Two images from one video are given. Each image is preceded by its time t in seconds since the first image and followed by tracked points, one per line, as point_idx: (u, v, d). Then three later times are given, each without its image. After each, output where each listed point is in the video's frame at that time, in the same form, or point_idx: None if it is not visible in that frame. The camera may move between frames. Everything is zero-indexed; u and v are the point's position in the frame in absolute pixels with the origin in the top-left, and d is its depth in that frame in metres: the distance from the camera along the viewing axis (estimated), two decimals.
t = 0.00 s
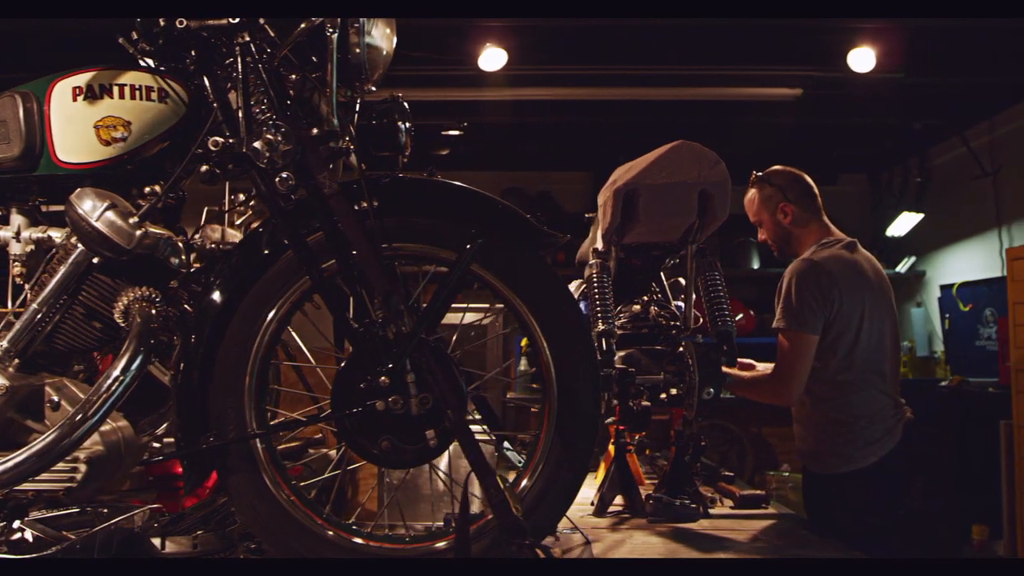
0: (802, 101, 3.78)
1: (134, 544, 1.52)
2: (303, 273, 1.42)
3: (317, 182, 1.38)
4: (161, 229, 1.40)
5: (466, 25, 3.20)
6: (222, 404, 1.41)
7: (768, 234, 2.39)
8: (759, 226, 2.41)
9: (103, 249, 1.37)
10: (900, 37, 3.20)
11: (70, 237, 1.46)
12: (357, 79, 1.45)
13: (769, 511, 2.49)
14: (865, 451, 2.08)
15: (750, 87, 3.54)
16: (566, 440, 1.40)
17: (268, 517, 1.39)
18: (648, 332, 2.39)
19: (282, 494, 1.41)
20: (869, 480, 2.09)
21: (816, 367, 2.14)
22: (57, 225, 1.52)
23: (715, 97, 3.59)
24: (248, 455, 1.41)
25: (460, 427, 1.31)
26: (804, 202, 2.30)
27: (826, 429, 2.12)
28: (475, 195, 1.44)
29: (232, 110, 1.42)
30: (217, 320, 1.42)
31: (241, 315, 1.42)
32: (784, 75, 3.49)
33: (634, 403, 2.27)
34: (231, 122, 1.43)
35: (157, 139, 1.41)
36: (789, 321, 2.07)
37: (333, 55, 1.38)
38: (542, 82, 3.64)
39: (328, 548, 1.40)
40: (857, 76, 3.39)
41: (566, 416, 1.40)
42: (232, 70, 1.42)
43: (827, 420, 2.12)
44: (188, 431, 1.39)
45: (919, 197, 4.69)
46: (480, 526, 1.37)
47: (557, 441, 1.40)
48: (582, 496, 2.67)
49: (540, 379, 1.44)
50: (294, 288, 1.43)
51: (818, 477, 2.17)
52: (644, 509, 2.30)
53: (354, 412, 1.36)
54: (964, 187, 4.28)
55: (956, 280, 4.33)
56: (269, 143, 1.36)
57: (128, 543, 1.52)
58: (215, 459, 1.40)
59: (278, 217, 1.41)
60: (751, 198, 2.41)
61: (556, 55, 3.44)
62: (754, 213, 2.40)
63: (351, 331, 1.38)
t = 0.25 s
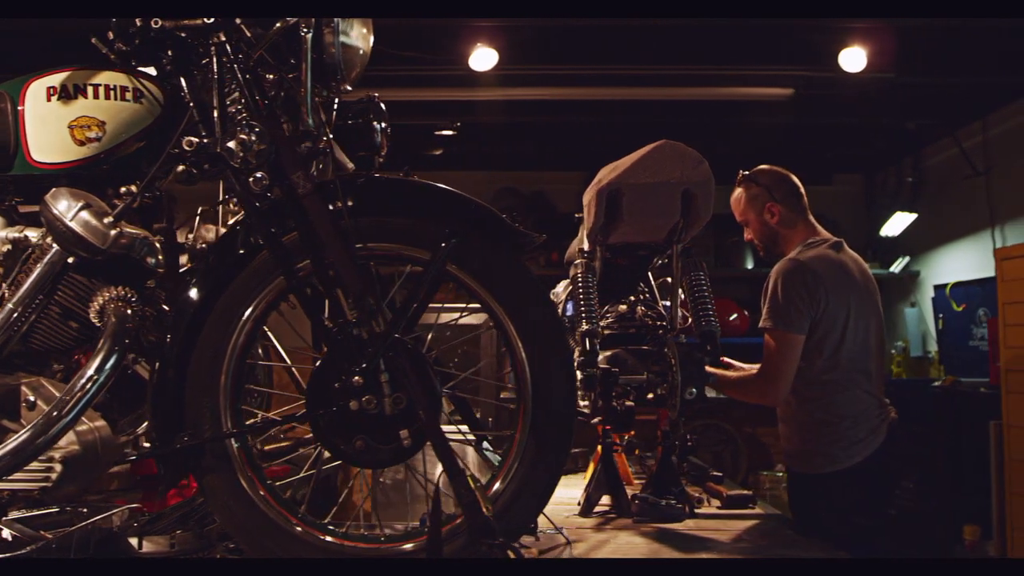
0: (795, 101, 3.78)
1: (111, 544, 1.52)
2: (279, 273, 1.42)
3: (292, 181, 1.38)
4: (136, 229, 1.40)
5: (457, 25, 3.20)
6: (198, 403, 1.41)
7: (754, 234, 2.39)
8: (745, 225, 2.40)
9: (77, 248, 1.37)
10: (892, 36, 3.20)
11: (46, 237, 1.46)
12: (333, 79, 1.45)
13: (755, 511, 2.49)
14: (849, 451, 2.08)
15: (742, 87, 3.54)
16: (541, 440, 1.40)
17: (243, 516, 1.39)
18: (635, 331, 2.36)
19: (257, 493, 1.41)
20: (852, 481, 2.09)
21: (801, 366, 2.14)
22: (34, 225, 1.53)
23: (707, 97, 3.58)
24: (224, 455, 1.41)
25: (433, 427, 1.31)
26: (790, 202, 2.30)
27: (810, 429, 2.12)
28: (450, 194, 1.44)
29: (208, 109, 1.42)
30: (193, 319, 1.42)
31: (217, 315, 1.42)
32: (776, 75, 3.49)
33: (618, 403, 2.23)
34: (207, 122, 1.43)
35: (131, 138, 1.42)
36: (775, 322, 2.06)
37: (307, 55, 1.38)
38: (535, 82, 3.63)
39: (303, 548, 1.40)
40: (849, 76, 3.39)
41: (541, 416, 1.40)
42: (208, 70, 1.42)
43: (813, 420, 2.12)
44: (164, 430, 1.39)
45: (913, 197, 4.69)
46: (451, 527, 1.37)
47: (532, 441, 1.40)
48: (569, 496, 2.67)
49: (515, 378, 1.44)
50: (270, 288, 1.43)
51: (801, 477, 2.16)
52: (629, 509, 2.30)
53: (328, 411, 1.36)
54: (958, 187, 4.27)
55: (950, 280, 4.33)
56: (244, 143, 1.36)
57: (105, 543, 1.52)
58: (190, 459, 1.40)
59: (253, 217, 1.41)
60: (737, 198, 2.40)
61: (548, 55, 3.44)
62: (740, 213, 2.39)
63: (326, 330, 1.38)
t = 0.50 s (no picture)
0: (786, 101, 3.78)
1: (86, 543, 1.52)
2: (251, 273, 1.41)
3: (263, 181, 1.38)
4: (109, 229, 1.39)
5: (446, 25, 3.20)
6: (170, 403, 1.41)
7: (739, 234, 2.38)
8: (731, 225, 2.40)
9: (49, 248, 1.37)
10: (881, 35, 3.19)
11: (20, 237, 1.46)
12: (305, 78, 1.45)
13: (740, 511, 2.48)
14: (832, 451, 2.06)
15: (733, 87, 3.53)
16: (513, 439, 1.40)
17: (215, 515, 1.39)
18: (621, 331, 2.34)
19: (229, 493, 1.41)
20: (835, 482, 2.07)
21: (784, 366, 2.13)
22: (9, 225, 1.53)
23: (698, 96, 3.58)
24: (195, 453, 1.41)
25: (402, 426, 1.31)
26: (775, 202, 2.29)
27: (793, 429, 2.11)
28: (423, 194, 1.43)
29: (181, 109, 1.42)
30: (166, 319, 1.42)
31: (190, 314, 1.42)
32: (766, 74, 3.48)
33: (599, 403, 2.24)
34: (180, 122, 1.43)
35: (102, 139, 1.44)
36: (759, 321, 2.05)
37: (279, 54, 1.38)
38: (525, 82, 3.63)
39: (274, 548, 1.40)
40: (839, 75, 3.38)
41: (513, 416, 1.40)
42: (181, 70, 1.42)
43: (796, 420, 2.11)
44: (136, 430, 1.40)
45: (907, 197, 4.68)
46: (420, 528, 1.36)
47: (504, 441, 1.40)
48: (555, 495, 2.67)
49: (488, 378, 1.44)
50: (242, 288, 1.43)
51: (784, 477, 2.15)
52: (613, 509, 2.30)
53: (299, 411, 1.36)
54: (952, 186, 4.26)
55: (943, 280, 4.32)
56: (214, 142, 1.35)
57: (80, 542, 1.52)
58: (162, 458, 1.40)
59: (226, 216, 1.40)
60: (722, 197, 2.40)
61: (539, 54, 3.44)
62: (725, 212, 2.38)
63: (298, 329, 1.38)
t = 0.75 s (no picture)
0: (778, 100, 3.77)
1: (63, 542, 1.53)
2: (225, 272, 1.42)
3: (235, 180, 1.38)
4: (83, 229, 1.40)
5: (436, 24, 3.20)
6: (145, 402, 1.41)
7: (724, 233, 2.38)
8: (716, 225, 2.39)
9: (23, 248, 1.37)
10: (872, 34, 3.19)
11: None
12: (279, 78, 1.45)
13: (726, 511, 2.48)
14: (815, 450, 2.05)
15: (724, 86, 3.53)
16: (486, 439, 1.40)
17: (189, 515, 1.39)
18: (607, 330, 2.34)
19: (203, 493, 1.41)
20: (818, 482, 2.06)
21: (766, 366, 2.14)
22: None
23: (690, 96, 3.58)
24: (169, 453, 1.41)
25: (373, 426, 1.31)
26: (760, 202, 2.29)
27: (776, 429, 2.10)
28: (397, 193, 1.43)
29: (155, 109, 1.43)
30: (140, 317, 1.42)
31: (165, 313, 1.42)
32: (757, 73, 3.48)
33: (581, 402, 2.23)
34: (155, 121, 1.43)
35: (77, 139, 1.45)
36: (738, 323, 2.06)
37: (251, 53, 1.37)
38: (516, 81, 3.63)
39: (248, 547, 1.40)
40: (830, 74, 3.38)
41: (487, 416, 1.40)
42: (155, 70, 1.42)
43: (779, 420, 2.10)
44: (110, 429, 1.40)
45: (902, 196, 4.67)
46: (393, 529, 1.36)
47: (478, 440, 1.40)
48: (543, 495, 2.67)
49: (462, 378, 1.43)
50: (217, 287, 1.43)
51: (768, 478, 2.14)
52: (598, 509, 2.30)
53: (271, 410, 1.35)
54: (946, 185, 4.25)
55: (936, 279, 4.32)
56: (187, 142, 1.35)
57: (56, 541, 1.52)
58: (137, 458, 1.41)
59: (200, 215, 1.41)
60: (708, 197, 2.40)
61: (530, 54, 3.44)
62: (711, 212, 2.38)
63: (270, 328, 1.38)
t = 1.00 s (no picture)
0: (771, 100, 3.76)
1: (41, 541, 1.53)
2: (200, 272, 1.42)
3: (211, 180, 1.38)
4: (60, 229, 1.40)
5: (426, 24, 3.19)
6: (120, 402, 1.41)
7: (711, 233, 2.38)
8: (702, 224, 2.39)
9: None
10: (865, 34, 3.18)
11: None
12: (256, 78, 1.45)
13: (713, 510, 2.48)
14: (798, 451, 2.05)
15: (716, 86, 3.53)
16: (461, 439, 1.40)
17: (164, 514, 1.39)
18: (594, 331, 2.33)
19: (178, 492, 1.41)
20: (803, 482, 2.06)
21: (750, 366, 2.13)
22: None
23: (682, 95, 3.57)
24: (145, 453, 1.41)
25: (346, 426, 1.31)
26: (746, 201, 2.29)
27: (759, 429, 2.10)
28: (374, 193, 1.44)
29: (132, 109, 1.43)
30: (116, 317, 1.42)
31: (142, 313, 1.42)
32: (750, 73, 3.47)
33: (566, 402, 2.21)
34: (132, 122, 1.43)
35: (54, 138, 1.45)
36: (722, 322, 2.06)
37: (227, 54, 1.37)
38: (509, 81, 3.62)
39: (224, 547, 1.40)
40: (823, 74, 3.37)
41: (463, 416, 1.40)
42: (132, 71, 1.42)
43: (763, 420, 2.10)
44: (85, 428, 1.40)
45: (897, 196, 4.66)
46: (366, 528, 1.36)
47: (453, 440, 1.40)
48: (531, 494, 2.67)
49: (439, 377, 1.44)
50: (193, 287, 1.43)
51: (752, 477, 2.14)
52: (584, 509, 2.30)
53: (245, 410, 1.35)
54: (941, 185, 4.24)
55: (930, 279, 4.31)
56: (162, 143, 1.35)
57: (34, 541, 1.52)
58: (113, 457, 1.41)
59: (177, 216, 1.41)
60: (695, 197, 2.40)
61: (522, 54, 3.43)
62: (697, 212, 2.38)
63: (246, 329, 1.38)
